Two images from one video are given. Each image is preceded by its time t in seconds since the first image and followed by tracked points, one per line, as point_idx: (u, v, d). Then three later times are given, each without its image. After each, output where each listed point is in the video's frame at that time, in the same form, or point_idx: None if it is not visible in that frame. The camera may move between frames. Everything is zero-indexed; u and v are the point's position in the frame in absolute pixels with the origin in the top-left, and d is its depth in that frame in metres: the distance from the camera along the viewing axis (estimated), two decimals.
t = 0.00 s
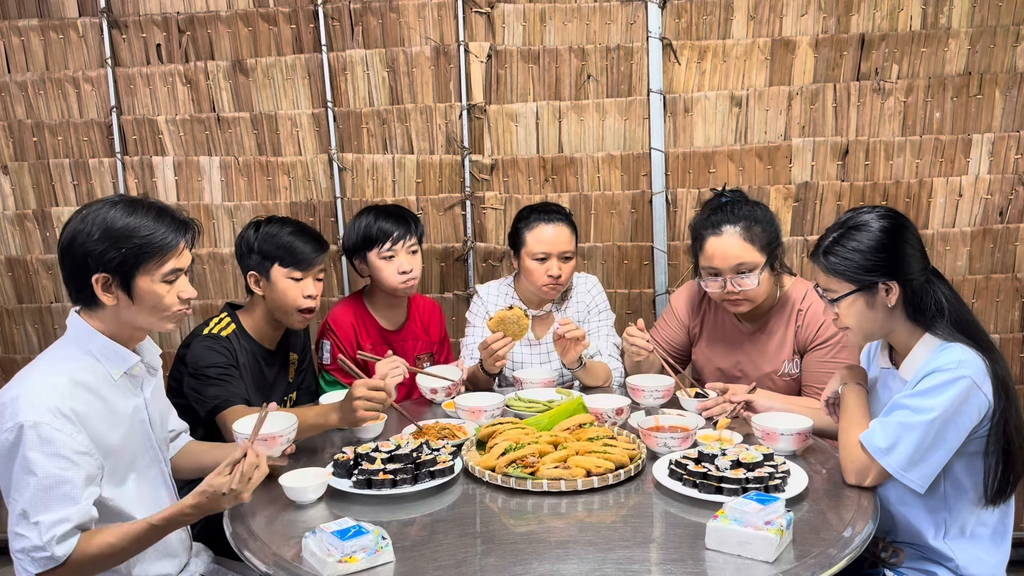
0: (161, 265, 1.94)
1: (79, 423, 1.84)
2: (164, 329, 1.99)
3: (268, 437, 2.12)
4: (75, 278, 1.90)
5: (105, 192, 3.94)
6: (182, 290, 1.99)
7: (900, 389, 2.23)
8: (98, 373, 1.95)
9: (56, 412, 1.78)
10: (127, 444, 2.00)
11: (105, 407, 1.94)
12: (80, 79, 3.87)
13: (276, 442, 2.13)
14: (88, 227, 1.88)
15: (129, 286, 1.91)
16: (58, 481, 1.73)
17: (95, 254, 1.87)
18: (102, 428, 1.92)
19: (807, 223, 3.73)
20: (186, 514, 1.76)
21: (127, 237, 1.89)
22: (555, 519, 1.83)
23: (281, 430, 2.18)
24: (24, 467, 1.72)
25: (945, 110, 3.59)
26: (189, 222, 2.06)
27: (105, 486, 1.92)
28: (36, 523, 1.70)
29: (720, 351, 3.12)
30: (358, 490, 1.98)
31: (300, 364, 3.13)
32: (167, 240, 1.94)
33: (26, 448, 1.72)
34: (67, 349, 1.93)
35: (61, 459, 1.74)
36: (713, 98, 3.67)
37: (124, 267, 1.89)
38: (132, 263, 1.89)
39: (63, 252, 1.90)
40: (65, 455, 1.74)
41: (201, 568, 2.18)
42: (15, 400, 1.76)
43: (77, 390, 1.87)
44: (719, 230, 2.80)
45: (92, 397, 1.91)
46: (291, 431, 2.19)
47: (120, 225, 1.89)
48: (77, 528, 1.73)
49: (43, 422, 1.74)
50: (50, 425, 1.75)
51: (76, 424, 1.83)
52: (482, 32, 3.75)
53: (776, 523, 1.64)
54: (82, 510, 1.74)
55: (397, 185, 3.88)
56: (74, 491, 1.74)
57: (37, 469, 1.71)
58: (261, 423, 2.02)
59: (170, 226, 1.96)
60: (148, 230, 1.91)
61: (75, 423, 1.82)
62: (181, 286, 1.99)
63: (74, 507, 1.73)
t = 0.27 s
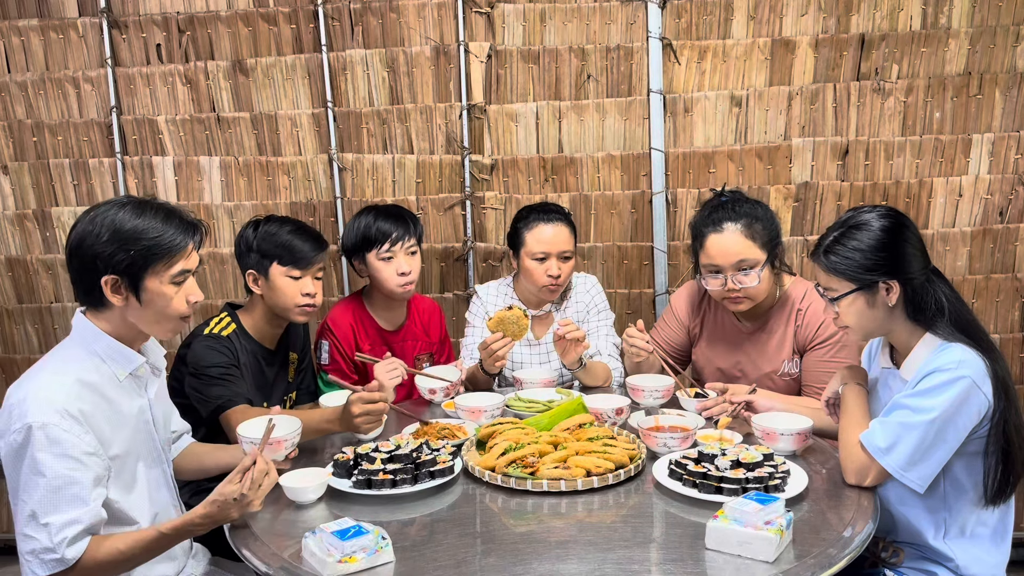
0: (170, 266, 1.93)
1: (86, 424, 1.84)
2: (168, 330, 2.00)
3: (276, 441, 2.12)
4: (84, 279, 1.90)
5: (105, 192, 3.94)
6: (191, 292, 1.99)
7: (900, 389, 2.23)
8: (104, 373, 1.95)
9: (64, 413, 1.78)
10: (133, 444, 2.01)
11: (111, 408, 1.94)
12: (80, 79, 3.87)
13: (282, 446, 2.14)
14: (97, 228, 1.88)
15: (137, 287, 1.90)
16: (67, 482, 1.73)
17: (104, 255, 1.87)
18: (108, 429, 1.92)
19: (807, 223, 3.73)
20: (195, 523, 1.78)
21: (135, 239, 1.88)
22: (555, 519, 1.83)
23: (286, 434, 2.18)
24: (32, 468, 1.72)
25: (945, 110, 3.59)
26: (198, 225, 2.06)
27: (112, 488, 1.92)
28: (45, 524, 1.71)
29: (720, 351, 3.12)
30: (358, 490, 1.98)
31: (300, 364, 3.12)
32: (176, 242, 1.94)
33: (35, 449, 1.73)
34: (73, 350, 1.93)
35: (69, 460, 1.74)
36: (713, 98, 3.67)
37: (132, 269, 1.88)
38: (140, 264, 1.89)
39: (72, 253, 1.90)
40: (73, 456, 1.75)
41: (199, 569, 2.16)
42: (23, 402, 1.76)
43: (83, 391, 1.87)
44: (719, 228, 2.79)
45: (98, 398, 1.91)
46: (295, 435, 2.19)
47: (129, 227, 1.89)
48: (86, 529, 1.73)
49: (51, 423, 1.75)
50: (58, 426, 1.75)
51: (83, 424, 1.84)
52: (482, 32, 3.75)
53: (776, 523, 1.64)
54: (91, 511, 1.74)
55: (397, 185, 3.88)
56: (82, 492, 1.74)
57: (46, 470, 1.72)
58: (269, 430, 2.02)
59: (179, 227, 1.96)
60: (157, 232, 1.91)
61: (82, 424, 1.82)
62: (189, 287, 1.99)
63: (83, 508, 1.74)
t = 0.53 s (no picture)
0: (179, 268, 1.94)
1: (91, 422, 1.84)
2: (169, 330, 2.00)
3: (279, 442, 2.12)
4: (92, 278, 1.90)
5: (105, 192, 3.94)
6: (198, 293, 2.00)
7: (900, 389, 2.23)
8: (111, 372, 1.95)
9: (70, 410, 1.78)
10: (137, 443, 2.00)
11: (117, 406, 1.94)
12: (80, 79, 3.87)
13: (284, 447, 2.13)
14: (108, 227, 1.88)
15: (146, 287, 1.90)
16: (72, 478, 1.73)
17: (114, 255, 1.87)
18: (113, 427, 1.92)
19: (807, 223, 3.73)
20: (198, 526, 1.78)
21: (146, 239, 1.89)
22: (555, 519, 1.83)
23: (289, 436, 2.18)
24: (37, 464, 1.72)
25: (945, 110, 3.59)
26: (208, 226, 2.06)
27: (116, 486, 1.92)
28: (49, 520, 1.71)
29: (720, 351, 3.12)
30: (358, 489, 1.98)
31: (299, 363, 3.11)
32: (186, 244, 1.94)
33: (40, 445, 1.72)
34: (81, 347, 1.93)
35: (74, 457, 1.74)
36: (713, 98, 3.67)
37: (141, 268, 1.88)
38: (150, 264, 1.89)
39: (82, 251, 1.90)
40: (78, 453, 1.75)
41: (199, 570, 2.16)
42: (29, 398, 1.77)
43: (90, 389, 1.87)
44: (722, 221, 2.80)
45: (104, 397, 1.91)
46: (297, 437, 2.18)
47: (140, 227, 1.89)
48: (90, 526, 1.73)
49: (57, 420, 1.74)
50: (63, 423, 1.75)
51: (89, 422, 1.83)
52: (482, 32, 3.76)
53: (776, 523, 1.64)
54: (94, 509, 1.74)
55: (397, 185, 3.88)
56: (86, 489, 1.74)
57: (51, 466, 1.72)
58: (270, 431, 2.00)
59: (190, 229, 1.96)
60: (167, 233, 1.91)
61: (88, 421, 1.82)
62: (197, 290, 2.00)
63: (87, 505, 1.73)
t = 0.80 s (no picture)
0: (190, 268, 1.94)
1: (94, 415, 1.84)
2: (170, 329, 2.00)
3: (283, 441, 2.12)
4: (105, 275, 1.90)
5: (105, 192, 3.93)
6: (208, 293, 1.99)
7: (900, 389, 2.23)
8: (117, 368, 1.95)
9: (74, 401, 1.79)
10: (140, 440, 2.00)
11: (122, 402, 1.94)
12: (80, 79, 3.87)
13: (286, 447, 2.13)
14: (122, 225, 1.88)
15: (157, 286, 1.91)
16: (74, 468, 1.73)
17: (127, 252, 1.87)
18: (118, 422, 1.92)
19: (807, 223, 3.73)
20: (199, 525, 1.78)
21: (159, 238, 1.89)
22: (555, 519, 1.83)
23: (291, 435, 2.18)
24: (40, 453, 1.72)
25: (945, 110, 3.59)
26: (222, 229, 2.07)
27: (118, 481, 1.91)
28: (52, 510, 1.71)
29: (720, 351, 3.12)
30: (358, 489, 1.98)
31: (298, 362, 3.11)
32: (199, 245, 1.95)
33: (44, 434, 1.73)
34: (88, 342, 1.94)
35: (77, 448, 1.74)
36: (713, 98, 3.67)
37: (153, 267, 1.89)
38: (162, 264, 1.89)
39: (95, 247, 1.90)
40: (81, 444, 1.75)
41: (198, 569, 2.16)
42: (34, 388, 1.77)
43: (95, 383, 1.87)
44: (723, 216, 2.80)
45: (109, 391, 1.91)
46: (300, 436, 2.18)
47: (155, 227, 1.90)
48: (92, 517, 1.73)
49: (61, 410, 1.75)
50: (67, 413, 1.76)
51: (93, 415, 1.84)
52: (482, 32, 3.76)
53: (776, 523, 1.64)
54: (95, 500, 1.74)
55: (397, 185, 3.88)
56: (89, 479, 1.74)
57: (54, 456, 1.72)
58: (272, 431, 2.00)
59: (204, 230, 1.97)
60: (181, 233, 1.91)
61: (91, 414, 1.82)
62: (207, 290, 1.99)
63: (90, 495, 1.73)
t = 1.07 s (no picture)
0: (196, 265, 1.93)
1: (93, 408, 1.84)
2: (172, 328, 2.00)
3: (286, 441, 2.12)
4: (111, 271, 1.91)
5: (105, 192, 3.93)
6: (212, 292, 1.99)
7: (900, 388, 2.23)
8: (119, 364, 1.95)
9: (71, 393, 1.79)
10: (141, 436, 2.00)
11: (122, 397, 1.94)
12: (80, 79, 3.87)
13: (288, 447, 2.14)
14: (130, 221, 1.89)
15: (163, 282, 1.90)
16: (72, 458, 1.74)
17: (134, 248, 1.88)
18: (118, 417, 1.92)
19: (807, 223, 3.73)
20: (198, 523, 1.78)
21: (166, 234, 1.89)
22: (555, 519, 1.83)
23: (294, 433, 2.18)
24: (39, 444, 1.73)
25: (945, 110, 3.59)
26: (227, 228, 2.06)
27: (115, 476, 1.91)
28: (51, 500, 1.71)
29: (720, 351, 3.12)
30: (358, 490, 1.98)
31: (297, 360, 3.11)
32: (206, 242, 1.95)
33: (42, 425, 1.73)
34: (91, 336, 1.94)
35: (75, 438, 1.75)
36: (713, 98, 3.67)
37: (159, 263, 1.88)
38: (169, 259, 1.89)
39: (103, 243, 1.91)
40: (79, 435, 1.76)
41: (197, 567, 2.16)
42: (33, 379, 1.78)
43: (95, 377, 1.87)
44: (723, 217, 2.80)
45: (109, 386, 1.91)
46: (303, 434, 2.19)
47: (162, 223, 1.90)
48: (90, 508, 1.74)
49: (58, 401, 1.75)
50: (64, 404, 1.76)
51: (91, 409, 1.83)
52: (482, 32, 3.76)
53: (776, 523, 1.64)
54: (92, 491, 1.74)
55: (397, 185, 3.88)
56: (87, 469, 1.74)
57: (52, 446, 1.73)
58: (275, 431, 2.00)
59: (210, 228, 1.97)
60: (187, 230, 1.91)
61: (89, 407, 1.82)
62: (212, 288, 1.99)
63: (88, 485, 1.74)
